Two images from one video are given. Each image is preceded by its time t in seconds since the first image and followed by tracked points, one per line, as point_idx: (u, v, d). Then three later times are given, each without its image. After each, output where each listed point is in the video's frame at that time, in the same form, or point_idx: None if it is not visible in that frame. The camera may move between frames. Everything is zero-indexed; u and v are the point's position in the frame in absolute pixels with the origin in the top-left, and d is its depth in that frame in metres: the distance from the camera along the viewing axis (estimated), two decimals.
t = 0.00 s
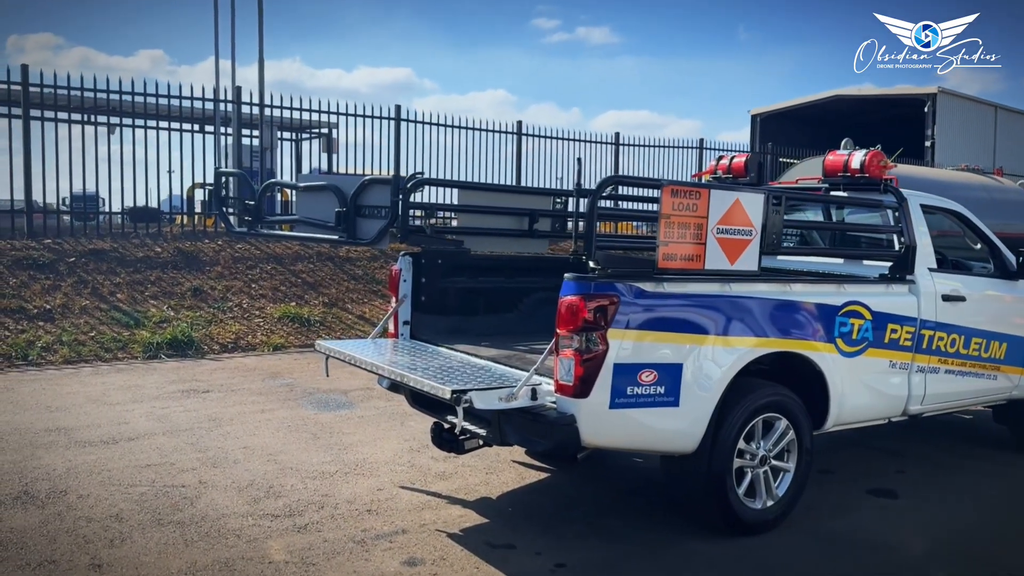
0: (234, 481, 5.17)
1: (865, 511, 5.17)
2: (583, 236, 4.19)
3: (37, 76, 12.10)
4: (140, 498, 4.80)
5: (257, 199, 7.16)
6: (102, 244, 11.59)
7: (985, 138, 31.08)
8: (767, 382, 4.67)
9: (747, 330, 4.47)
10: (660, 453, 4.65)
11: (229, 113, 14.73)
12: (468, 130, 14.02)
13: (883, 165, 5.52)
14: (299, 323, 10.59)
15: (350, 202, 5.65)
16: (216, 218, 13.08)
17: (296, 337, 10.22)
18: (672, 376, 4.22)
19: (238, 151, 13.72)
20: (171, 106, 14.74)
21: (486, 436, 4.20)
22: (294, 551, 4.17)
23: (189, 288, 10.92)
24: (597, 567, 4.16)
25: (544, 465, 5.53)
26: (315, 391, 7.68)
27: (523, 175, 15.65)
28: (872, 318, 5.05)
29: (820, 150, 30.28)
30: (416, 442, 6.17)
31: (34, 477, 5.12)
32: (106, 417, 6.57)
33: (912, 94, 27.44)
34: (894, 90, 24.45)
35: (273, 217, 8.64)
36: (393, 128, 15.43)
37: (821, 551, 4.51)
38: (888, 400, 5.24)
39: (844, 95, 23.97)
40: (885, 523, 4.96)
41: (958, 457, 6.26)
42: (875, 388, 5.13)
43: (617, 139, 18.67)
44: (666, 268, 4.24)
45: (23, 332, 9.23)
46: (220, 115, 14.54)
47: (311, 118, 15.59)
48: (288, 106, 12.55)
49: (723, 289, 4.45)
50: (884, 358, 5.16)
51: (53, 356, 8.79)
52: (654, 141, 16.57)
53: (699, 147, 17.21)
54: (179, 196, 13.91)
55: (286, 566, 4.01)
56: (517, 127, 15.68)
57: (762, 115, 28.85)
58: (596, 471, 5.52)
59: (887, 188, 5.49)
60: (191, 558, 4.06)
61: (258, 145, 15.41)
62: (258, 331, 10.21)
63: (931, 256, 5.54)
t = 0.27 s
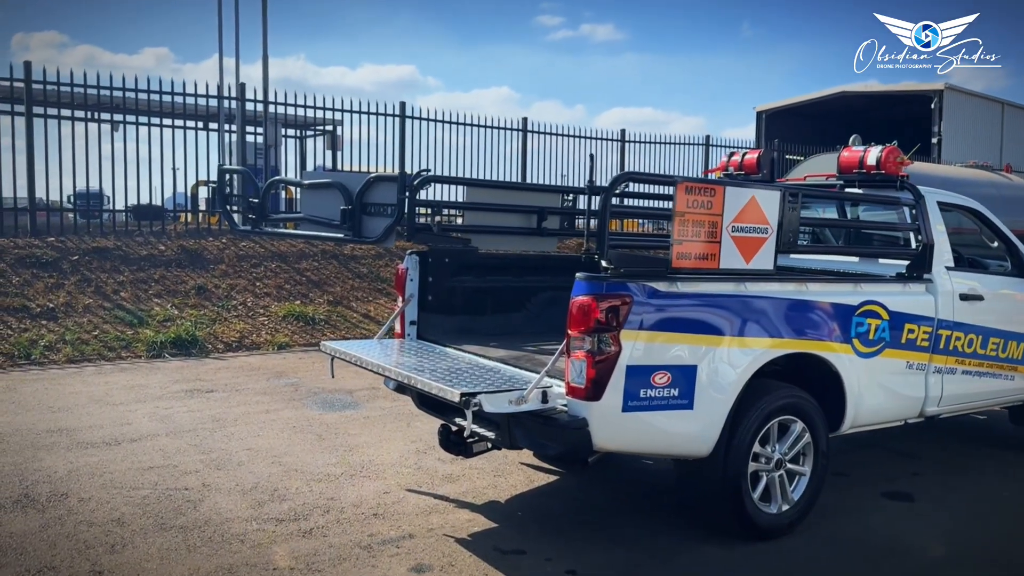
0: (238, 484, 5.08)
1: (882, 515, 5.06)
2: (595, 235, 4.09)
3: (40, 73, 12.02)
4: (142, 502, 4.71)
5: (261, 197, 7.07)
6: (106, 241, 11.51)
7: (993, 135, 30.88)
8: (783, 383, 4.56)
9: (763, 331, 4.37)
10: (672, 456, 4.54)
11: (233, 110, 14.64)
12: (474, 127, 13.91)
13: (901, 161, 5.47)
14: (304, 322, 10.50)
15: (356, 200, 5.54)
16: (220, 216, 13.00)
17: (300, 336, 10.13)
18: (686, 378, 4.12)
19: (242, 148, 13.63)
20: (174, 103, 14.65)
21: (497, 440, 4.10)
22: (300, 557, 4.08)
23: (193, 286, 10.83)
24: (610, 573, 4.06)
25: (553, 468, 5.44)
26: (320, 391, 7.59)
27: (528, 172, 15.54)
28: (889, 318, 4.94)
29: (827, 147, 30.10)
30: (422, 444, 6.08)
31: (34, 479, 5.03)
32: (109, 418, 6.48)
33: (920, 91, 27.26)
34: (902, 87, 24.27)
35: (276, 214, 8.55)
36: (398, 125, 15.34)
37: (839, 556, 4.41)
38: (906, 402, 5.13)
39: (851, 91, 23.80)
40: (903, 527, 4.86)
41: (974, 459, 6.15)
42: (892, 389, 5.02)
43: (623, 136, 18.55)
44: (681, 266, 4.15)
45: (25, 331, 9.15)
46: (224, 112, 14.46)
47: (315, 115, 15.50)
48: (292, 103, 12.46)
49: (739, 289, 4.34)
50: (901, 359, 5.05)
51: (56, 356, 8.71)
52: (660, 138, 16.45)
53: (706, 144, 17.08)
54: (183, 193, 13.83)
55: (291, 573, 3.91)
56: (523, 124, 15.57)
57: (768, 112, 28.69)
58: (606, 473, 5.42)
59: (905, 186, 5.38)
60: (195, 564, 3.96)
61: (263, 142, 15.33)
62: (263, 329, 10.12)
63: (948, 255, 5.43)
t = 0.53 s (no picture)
0: (239, 486, 5.01)
1: (893, 518, 4.97)
2: (603, 234, 4.01)
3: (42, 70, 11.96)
4: (143, 504, 4.64)
5: (263, 195, 6.99)
6: (108, 240, 11.44)
7: (999, 133, 30.72)
8: (793, 384, 4.48)
9: (774, 331, 4.29)
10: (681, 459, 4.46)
11: (236, 108, 14.58)
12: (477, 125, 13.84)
13: (912, 159, 5.37)
14: (306, 321, 10.43)
15: (359, 198, 5.46)
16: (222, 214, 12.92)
17: (303, 335, 10.06)
18: (696, 380, 4.04)
19: (245, 146, 13.56)
20: (176, 101, 14.58)
21: (502, 443, 4.03)
22: (301, 562, 4.01)
23: (195, 285, 10.77)
24: None
25: (558, 470, 5.36)
26: (323, 391, 7.52)
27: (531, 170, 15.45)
28: (901, 318, 4.86)
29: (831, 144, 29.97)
30: (426, 445, 6.01)
31: (34, 481, 4.97)
32: (110, 418, 6.42)
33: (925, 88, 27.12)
34: (907, 84, 24.14)
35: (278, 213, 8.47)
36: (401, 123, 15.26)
37: (850, 560, 4.33)
38: (917, 403, 5.05)
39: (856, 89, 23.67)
40: (915, 531, 4.78)
41: (986, 461, 6.06)
42: (903, 390, 4.94)
43: (627, 134, 18.45)
44: (690, 266, 4.07)
45: (26, 330, 9.09)
46: (227, 110, 14.39)
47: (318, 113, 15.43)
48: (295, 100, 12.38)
49: (749, 288, 4.26)
50: (913, 359, 4.97)
51: (57, 355, 8.65)
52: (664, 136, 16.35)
53: (710, 142, 16.97)
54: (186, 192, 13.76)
55: None
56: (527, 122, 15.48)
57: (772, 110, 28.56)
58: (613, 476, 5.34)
59: (917, 184, 5.30)
60: (194, 569, 3.90)
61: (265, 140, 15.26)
62: (265, 328, 10.06)
63: (960, 254, 5.35)
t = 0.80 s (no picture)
0: (238, 487, 4.96)
1: (900, 519, 4.90)
2: (606, 232, 3.95)
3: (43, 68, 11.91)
4: (140, 505, 4.59)
5: (263, 193, 6.93)
6: (108, 238, 11.39)
7: (1003, 131, 30.59)
8: (799, 384, 4.41)
9: (780, 330, 4.22)
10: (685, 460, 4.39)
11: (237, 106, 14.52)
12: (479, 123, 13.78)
13: (919, 155, 5.26)
14: (307, 320, 10.38)
15: (358, 196, 5.40)
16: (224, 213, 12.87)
17: (304, 334, 10.01)
18: (700, 380, 3.98)
19: (246, 144, 13.50)
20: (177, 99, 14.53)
21: (504, 444, 3.97)
22: (300, 564, 3.95)
23: (196, 284, 10.72)
24: None
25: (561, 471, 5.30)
26: (323, 391, 7.47)
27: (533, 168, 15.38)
28: (908, 317, 4.79)
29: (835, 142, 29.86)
30: (427, 445, 5.95)
31: (30, 482, 4.91)
32: (108, 418, 6.37)
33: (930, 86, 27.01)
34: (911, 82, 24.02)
35: (278, 210, 8.42)
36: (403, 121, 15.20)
37: (857, 563, 4.26)
38: (925, 403, 4.98)
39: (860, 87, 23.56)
40: (922, 533, 4.71)
41: (993, 461, 5.99)
42: (910, 390, 4.87)
43: (630, 132, 18.37)
44: (694, 264, 4.01)
45: (25, 329, 9.04)
46: (228, 108, 14.33)
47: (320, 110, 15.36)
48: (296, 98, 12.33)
49: (754, 287, 4.19)
50: (920, 359, 4.90)
51: (57, 354, 8.61)
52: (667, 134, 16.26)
53: (713, 140, 16.89)
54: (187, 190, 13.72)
55: None
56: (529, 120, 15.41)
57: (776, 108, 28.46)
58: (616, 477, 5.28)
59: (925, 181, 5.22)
60: (191, 571, 3.84)
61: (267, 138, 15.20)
62: (266, 327, 10.00)
63: (968, 252, 5.27)
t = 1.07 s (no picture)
0: (234, 488, 4.89)
1: (906, 521, 4.82)
2: (607, 230, 3.87)
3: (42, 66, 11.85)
4: (134, 508, 4.52)
5: (260, 190, 6.86)
6: (108, 237, 11.33)
7: (1008, 129, 30.43)
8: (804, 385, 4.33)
9: (784, 330, 4.14)
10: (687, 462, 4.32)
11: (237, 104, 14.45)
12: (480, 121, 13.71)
13: (926, 151, 5.21)
14: (308, 319, 10.32)
15: (355, 193, 5.31)
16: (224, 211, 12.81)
17: (304, 333, 9.94)
18: (703, 380, 3.90)
19: (247, 142, 13.44)
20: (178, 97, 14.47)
21: (504, 444, 3.91)
22: (295, 568, 3.88)
23: (195, 283, 10.66)
24: None
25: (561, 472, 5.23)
26: (322, 390, 7.40)
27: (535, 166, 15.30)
28: (914, 317, 4.70)
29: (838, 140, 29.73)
30: (426, 446, 5.88)
31: (24, 483, 4.85)
32: (105, 418, 6.30)
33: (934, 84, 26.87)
34: (915, 79, 23.90)
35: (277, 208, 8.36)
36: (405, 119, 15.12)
37: (862, 567, 4.18)
38: (931, 403, 4.90)
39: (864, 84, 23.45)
40: (928, 536, 4.63)
41: (1000, 463, 5.90)
42: (917, 391, 4.79)
43: (633, 130, 18.29)
44: (697, 262, 3.94)
45: (24, 328, 8.99)
46: (229, 106, 14.27)
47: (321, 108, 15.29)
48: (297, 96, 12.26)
49: (758, 286, 4.11)
50: (927, 359, 4.82)
51: (55, 354, 8.55)
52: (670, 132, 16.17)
53: (716, 138, 16.79)
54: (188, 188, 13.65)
55: None
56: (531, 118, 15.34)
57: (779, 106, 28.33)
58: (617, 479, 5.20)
59: (932, 178, 5.14)
60: None
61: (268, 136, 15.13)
62: (266, 326, 9.94)
63: (975, 251, 5.19)
